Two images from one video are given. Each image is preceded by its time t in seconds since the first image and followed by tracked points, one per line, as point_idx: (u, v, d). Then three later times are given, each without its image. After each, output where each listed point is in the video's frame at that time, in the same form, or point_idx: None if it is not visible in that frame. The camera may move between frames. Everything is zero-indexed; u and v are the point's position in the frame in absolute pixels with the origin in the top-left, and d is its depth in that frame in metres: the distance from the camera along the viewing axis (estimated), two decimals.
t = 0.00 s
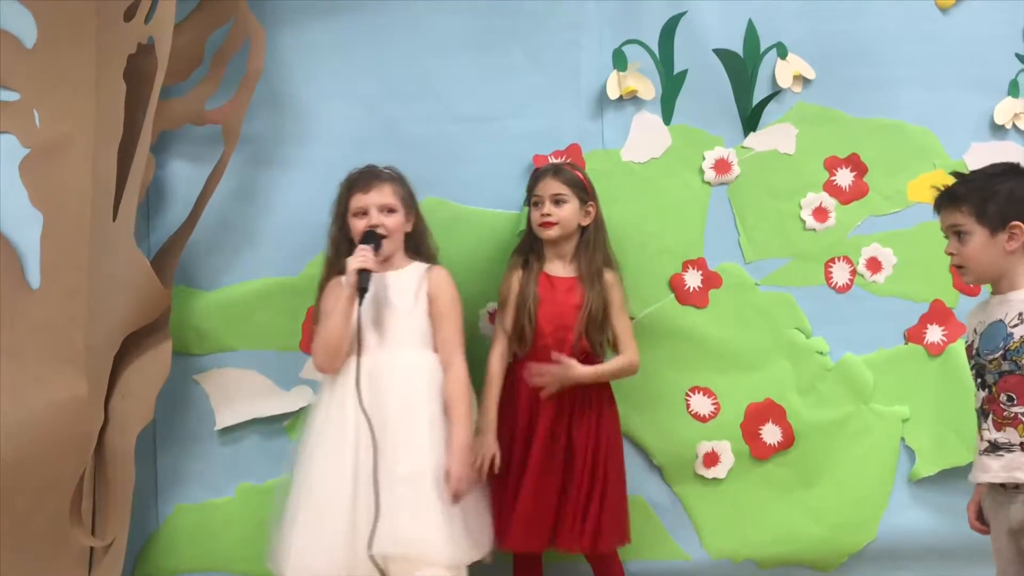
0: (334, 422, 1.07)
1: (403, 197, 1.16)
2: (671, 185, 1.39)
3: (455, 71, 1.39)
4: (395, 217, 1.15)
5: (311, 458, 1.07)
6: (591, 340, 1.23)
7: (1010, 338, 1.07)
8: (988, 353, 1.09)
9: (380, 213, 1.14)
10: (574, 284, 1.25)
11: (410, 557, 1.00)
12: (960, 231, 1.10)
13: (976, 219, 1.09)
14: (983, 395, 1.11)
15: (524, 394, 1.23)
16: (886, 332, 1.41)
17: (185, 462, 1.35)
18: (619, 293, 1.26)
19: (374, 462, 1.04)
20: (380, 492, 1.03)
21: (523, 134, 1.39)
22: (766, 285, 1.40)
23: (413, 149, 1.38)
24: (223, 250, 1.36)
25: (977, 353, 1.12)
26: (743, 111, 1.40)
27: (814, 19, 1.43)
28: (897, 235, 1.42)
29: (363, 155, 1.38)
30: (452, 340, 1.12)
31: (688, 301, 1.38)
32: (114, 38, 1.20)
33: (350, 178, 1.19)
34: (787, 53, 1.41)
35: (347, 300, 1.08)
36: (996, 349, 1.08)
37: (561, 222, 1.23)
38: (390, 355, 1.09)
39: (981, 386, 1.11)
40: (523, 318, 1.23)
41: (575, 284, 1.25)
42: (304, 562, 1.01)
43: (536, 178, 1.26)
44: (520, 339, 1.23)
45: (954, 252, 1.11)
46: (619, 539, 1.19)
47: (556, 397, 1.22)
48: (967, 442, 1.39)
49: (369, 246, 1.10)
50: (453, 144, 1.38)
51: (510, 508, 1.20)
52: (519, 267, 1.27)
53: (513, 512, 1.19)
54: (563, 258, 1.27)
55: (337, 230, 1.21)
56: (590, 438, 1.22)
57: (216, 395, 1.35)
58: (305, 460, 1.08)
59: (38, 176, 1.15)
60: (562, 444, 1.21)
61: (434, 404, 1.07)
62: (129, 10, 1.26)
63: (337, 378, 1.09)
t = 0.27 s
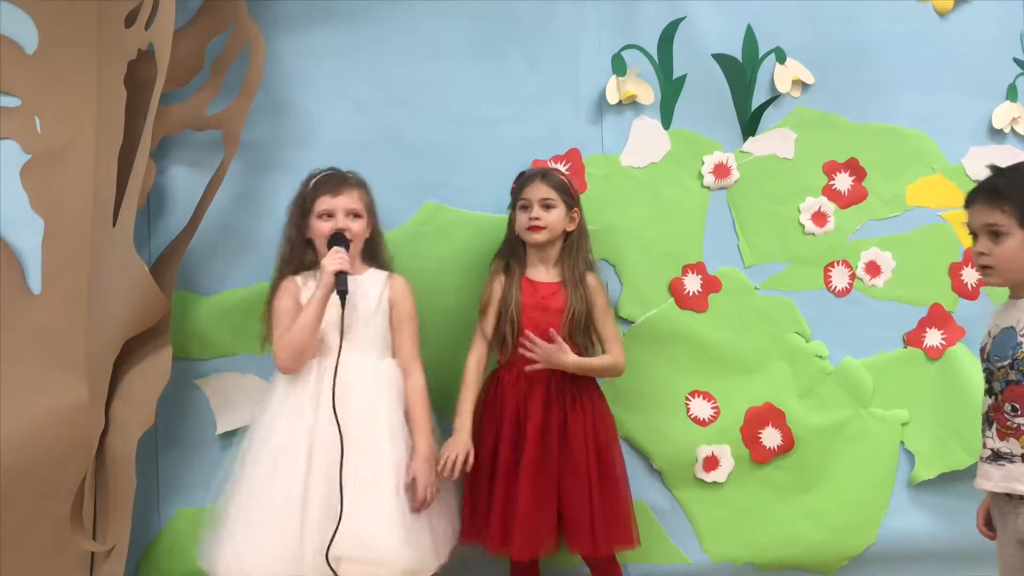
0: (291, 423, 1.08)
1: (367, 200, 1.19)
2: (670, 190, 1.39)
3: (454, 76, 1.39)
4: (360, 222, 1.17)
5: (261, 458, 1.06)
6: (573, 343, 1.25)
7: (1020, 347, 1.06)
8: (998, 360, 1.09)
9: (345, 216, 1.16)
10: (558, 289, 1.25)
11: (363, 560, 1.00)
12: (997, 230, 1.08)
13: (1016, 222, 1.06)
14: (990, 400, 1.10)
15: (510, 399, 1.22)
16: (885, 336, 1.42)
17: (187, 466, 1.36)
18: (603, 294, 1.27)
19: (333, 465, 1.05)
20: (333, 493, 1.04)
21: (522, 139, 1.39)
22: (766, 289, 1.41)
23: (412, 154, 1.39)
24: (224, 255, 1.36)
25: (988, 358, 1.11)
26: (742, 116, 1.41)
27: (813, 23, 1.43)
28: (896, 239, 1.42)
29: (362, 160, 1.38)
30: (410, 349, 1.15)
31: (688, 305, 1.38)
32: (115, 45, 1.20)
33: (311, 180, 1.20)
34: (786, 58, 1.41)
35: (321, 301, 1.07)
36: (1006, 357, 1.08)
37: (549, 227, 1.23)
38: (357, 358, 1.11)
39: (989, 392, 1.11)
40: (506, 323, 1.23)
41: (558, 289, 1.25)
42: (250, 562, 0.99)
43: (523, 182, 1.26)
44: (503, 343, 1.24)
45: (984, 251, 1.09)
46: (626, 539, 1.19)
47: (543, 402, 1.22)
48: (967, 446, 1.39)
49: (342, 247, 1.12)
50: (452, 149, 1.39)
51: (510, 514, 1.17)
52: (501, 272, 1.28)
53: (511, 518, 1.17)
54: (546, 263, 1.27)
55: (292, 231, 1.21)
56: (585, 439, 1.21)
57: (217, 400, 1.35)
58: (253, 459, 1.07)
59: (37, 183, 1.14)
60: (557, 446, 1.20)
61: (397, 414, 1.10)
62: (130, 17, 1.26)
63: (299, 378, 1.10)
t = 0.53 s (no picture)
0: (306, 430, 1.04)
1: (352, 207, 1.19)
2: (670, 194, 1.39)
3: (454, 80, 1.39)
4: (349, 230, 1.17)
5: (276, 467, 1.01)
6: (575, 349, 1.24)
7: None
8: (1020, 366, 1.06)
9: (336, 224, 1.15)
10: (556, 295, 1.25)
11: (410, 557, 1.02)
12: None
13: None
14: (1010, 408, 1.07)
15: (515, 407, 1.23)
16: (884, 340, 1.41)
17: (187, 470, 1.36)
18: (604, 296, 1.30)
19: (358, 471, 1.05)
20: (366, 494, 1.04)
21: (521, 143, 1.39)
22: (765, 293, 1.41)
23: (412, 158, 1.39)
24: (224, 259, 1.37)
25: (1008, 362, 1.08)
26: (742, 119, 1.41)
27: (813, 27, 1.43)
28: (895, 243, 1.42)
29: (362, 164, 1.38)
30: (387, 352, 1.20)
31: (688, 309, 1.38)
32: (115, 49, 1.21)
33: (293, 187, 1.18)
34: (785, 62, 1.42)
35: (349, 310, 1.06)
36: None
37: (547, 235, 1.22)
38: (359, 365, 1.12)
39: (1012, 400, 1.07)
40: (507, 331, 1.23)
41: (556, 295, 1.25)
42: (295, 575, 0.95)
43: (519, 189, 1.25)
44: (503, 351, 1.24)
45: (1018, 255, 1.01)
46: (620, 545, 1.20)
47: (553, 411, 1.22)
48: (967, 451, 1.38)
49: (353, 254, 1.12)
50: (451, 153, 1.39)
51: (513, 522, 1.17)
52: (498, 279, 1.27)
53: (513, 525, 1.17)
54: (543, 269, 1.27)
55: (273, 238, 1.17)
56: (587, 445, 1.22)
57: (217, 404, 1.36)
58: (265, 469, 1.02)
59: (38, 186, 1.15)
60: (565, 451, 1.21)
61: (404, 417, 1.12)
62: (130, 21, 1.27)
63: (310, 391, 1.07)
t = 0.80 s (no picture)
0: (351, 435, 1.03)
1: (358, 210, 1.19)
2: (672, 196, 1.39)
3: (457, 82, 1.39)
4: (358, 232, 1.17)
5: (325, 475, 1.00)
6: (593, 350, 1.25)
7: None
8: None
9: (350, 228, 1.15)
10: (570, 297, 1.25)
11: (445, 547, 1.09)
12: None
13: None
14: (1012, 408, 1.06)
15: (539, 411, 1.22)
16: (886, 342, 1.41)
17: (186, 472, 1.36)
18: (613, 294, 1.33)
19: (394, 472, 1.07)
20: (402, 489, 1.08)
21: (524, 145, 1.39)
22: (767, 295, 1.41)
23: (416, 160, 1.39)
24: (227, 261, 1.37)
25: (1015, 364, 1.07)
26: (744, 122, 1.41)
27: (815, 30, 1.44)
28: (898, 245, 1.42)
29: (365, 166, 1.38)
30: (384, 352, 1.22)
31: (690, 311, 1.38)
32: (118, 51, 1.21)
33: (306, 189, 1.16)
34: (788, 65, 1.42)
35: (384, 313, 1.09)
36: None
37: (559, 239, 1.23)
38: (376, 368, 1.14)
39: (1016, 400, 1.07)
40: (522, 336, 1.23)
41: (569, 297, 1.25)
42: None
43: (528, 192, 1.25)
44: (519, 356, 1.24)
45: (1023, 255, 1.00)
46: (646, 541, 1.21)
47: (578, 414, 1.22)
48: (969, 453, 1.38)
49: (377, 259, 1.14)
50: (454, 155, 1.39)
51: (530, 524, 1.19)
52: (510, 283, 1.27)
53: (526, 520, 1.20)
54: (555, 273, 1.27)
55: (294, 241, 1.13)
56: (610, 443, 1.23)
57: (218, 406, 1.35)
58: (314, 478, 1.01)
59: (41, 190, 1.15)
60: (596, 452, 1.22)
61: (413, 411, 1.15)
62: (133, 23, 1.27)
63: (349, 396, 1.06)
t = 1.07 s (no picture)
0: (385, 436, 1.04)
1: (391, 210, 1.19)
2: (674, 196, 1.39)
3: (460, 82, 1.39)
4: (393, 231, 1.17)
5: (361, 474, 1.00)
6: (621, 345, 1.25)
7: None
8: None
9: (383, 227, 1.15)
10: (596, 293, 1.25)
11: (477, 552, 1.08)
12: None
13: None
14: (1022, 413, 1.06)
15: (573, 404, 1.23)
16: (889, 343, 1.41)
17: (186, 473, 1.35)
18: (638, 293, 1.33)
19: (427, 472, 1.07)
20: (436, 493, 1.07)
21: (526, 145, 1.39)
22: (769, 295, 1.40)
23: (419, 161, 1.39)
24: (229, 260, 1.37)
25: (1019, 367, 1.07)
26: (746, 122, 1.41)
27: (817, 30, 1.43)
28: (900, 246, 1.42)
29: (368, 166, 1.38)
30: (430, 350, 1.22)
31: (692, 311, 1.38)
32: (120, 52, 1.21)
33: (338, 189, 1.16)
34: (790, 65, 1.41)
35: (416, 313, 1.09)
36: None
37: (582, 236, 1.23)
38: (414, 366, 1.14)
39: None
40: (549, 331, 1.22)
41: (595, 293, 1.25)
42: None
43: (551, 189, 1.24)
44: (546, 351, 1.23)
45: None
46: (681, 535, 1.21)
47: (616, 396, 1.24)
48: (972, 454, 1.37)
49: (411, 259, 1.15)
50: (457, 155, 1.39)
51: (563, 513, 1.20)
52: (534, 279, 1.27)
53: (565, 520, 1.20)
54: (579, 269, 1.28)
55: (328, 243, 1.13)
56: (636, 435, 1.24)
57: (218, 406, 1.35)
58: (350, 477, 1.00)
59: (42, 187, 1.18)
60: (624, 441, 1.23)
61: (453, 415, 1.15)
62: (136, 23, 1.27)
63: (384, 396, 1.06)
